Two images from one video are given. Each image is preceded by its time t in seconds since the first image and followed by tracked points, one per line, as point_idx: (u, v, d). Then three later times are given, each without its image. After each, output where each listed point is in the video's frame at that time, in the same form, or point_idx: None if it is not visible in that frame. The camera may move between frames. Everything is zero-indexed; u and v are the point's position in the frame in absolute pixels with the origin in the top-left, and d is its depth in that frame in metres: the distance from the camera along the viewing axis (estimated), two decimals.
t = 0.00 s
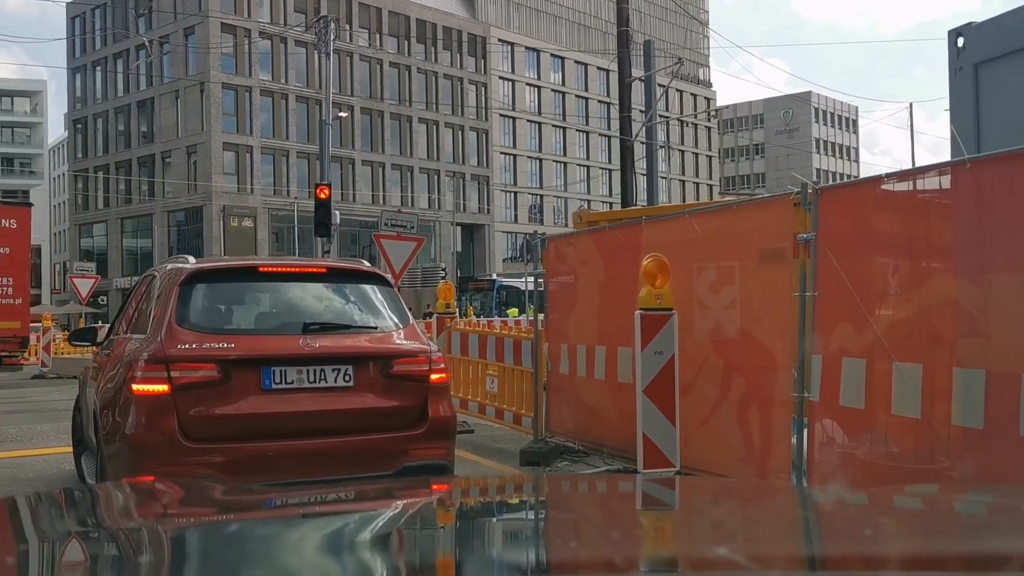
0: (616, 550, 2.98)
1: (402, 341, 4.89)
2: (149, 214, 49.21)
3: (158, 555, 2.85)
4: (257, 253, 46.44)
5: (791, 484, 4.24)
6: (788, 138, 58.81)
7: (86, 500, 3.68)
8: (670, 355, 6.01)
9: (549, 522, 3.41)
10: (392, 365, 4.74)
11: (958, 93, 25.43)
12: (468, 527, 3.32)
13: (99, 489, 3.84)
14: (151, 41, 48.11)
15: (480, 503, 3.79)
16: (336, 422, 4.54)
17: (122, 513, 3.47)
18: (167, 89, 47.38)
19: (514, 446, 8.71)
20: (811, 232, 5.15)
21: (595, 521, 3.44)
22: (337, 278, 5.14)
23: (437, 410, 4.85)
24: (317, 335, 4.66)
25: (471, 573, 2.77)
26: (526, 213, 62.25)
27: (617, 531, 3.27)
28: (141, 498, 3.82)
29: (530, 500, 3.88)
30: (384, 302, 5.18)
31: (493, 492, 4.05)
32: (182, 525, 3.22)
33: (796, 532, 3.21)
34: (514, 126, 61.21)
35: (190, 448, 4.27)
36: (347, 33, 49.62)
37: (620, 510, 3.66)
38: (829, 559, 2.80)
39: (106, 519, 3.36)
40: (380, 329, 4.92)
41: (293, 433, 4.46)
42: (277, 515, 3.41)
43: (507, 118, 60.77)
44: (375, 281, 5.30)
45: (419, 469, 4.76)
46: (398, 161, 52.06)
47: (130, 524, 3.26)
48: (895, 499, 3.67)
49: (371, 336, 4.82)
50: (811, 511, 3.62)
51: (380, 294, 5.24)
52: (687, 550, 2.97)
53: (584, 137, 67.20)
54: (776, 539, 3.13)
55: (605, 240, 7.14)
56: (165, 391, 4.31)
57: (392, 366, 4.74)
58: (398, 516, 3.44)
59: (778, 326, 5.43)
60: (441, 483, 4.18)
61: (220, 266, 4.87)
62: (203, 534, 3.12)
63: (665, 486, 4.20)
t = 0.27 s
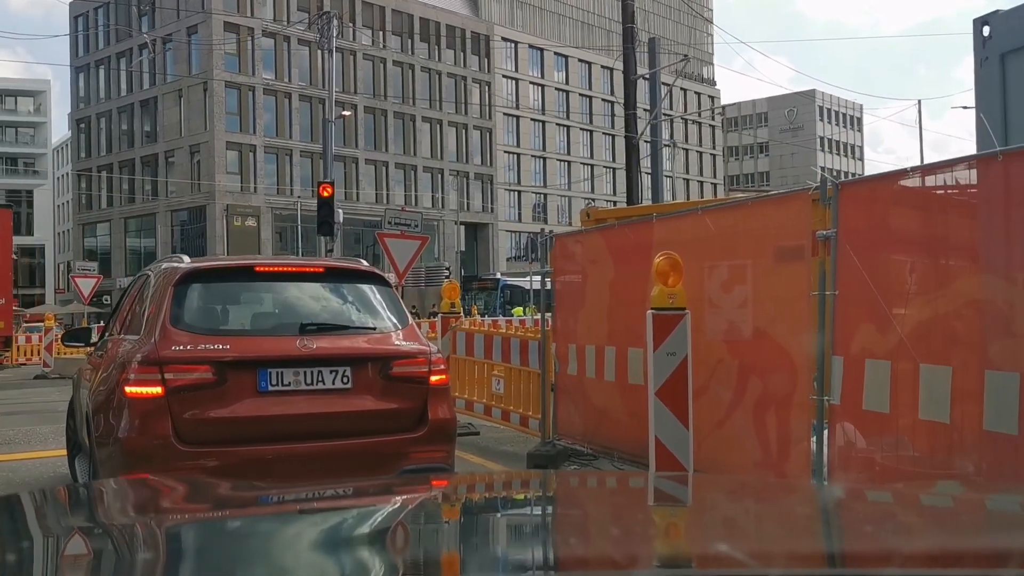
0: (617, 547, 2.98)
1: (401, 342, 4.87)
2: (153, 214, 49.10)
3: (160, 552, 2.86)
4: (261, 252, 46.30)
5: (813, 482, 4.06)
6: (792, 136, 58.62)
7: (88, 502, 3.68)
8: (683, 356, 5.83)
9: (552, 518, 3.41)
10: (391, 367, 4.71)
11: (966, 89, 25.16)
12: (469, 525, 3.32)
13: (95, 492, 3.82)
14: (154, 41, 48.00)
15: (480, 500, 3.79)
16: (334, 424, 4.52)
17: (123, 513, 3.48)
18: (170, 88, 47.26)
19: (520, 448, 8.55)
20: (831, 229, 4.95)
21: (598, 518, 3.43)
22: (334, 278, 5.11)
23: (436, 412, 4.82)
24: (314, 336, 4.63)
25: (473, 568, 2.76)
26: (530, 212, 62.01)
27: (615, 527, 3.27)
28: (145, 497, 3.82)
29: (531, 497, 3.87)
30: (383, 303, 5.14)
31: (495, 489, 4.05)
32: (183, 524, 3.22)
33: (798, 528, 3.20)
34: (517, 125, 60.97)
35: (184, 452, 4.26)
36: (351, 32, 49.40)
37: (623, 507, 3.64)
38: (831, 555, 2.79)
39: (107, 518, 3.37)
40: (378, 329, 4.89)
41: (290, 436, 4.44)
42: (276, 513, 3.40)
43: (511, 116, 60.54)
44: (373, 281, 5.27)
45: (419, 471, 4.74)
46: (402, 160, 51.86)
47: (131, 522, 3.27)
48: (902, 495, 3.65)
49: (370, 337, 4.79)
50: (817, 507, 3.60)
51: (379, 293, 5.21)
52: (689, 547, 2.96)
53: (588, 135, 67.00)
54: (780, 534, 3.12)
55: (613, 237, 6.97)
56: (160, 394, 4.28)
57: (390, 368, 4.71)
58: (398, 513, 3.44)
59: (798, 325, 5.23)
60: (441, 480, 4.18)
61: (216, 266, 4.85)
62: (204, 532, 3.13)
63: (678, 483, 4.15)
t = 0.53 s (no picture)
0: (622, 549, 2.92)
1: (400, 343, 4.78)
2: (155, 212, 48.97)
3: (158, 553, 2.81)
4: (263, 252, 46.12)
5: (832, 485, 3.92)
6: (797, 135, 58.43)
7: (83, 503, 3.62)
8: (695, 358, 5.67)
9: (557, 519, 3.34)
10: (389, 368, 4.62)
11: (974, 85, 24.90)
12: (471, 526, 3.26)
13: (86, 494, 3.73)
14: (157, 39, 47.83)
15: (483, 500, 3.73)
16: (332, 425, 4.43)
17: (119, 513, 3.42)
18: (173, 87, 47.12)
19: (527, 451, 8.38)
20: (851, 227, 4.77)
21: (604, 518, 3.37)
22: (330, 277, 5.02)
23: (435, 413, 4.74)
24: (312, 336, 4.54)
25: (477, 568, 2.74)
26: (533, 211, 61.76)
27: (619, 528, 3.22)
28: (143, 497, 3.75)
29: (533, 497, 3.81)
30: (381, 302, 5.06)
31: (496, 489, 4.00)
32: (179, 524, 3.16)
33: (809, 529, 3.13)
34: (520, 124, 60.69)
35: (178, 455, 4.16)
36: (353, 30, 49.17)
37: (630, 508, 3.57)
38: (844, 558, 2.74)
39: (104, 519, 3.31)
40: (376, 330, 4.80)
41: (287, 438, 4.35)
42: (273, 514, 3.34)
43: (514, 115, 60.30)
44: (371, 280, 5.18)
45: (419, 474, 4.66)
46: (405, 159, 51.66)
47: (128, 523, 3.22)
48: (916, 495, 3.57)
49: (368, 336, 4.70)
50: (829, 507, 3.52)
51: (376, 293, 5.13)
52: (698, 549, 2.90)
53: (592, 134, 66.76)
54: (791, 535, 3.05)
55: (621, 234, 6.80)
56: (152, 396, 4.19)
57: (389, 368, 4.62)
58: (398, 514, 3.38)
59: (816, 326, 5.06)
60: (443, 480, 4.11)
61: (210, 264, 4.75)
62: (202, 533, 3.06)
63: (689, 483, 4.06)
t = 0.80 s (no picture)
0: (637, 548, 2.78)
1: (400, 343, 4.63)
2: (159, 211, 48.92)
3: (153, 554, 2.67)
4: (266, 251, 46.03)
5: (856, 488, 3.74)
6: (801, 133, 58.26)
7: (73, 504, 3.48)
8: (709, 357, 5.49)
9: (565, 519, 3.19)
10: (389, 369, 4.47)
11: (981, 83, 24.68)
12: (476, 526, 3.10)
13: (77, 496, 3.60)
14: (160, 38, 47.77)
15: (486, 501, 3.59)
16: (330, 427, 4.27)
17: (111, 514, 3.27)
18: (176, 86, 47.05)
19: (533, 453, 8.19)
20: (873, 223, 4.57)
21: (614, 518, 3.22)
22: (329, 276, 4.88)
23: (436, 416, 4.60)
24: (310, 337, 4.40)
25: (481, 568, 2.61)
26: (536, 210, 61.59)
27: (622, 528, 3.07)
28: (139, 499, 3.59)
29: (539, 497, 3.66)
30: (382, 302, 4.91)
31: (499, 490, 3.85)
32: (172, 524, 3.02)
33: (818, 529, 2.97)
34: (524, 123, 60.52)
35: (173, 459, 4.02)
36: (356, 28, 49.03)
37: (641, 508, 3.41)
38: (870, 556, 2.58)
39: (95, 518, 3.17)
40: (376, 330, 4.66)
41: (285, 440, 4.19)
42: (269, 513, 3.19)
43: (517, 114, 60.12)
44: (371, 279, 5.03)
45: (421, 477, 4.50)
46: (408, 158, 51.53)
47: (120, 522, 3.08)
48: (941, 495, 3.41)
49: (368, 337, 4.55)
50: (850, 506, 3.37)
51: (377, 293, 4.97)
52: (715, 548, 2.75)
53: (595, 133, 66.57)
54: (812, 533, 2.90)
55: (632, 231, 6.62)
56: (146, 399, 4.05)
57: (389, 369, 4.47)
58: (400, 513, 3.23)
59: (834, 325, 4.88)
60: (445, 482, 3.97)
61: (205, 263, 4.61)
62: (195, 533, 2.92)
63: (703, 484, 3.90)
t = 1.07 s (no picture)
0: (642, 550, 2.81)
1: (401, 344, 4.49)
2: (161, 210, 48.79)
3: (152, 555, 2.68)
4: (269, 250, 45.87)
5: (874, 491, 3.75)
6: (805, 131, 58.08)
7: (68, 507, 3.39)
8: (723, 359, 5.32)
9: (575, 522, 3.21)
10: (389, 370, 4.34)
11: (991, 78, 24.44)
12: (483, 528, 3.13)
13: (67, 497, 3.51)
14: (163, 36, 47.61)
15: (491, 505, 3.59)
16: (331, 429, 4.16)
17: (107, 516, 3.21)
18: (178, 85, 46.89)
19: (540, 455, 8.01)
20: (895, 219, 4.40)
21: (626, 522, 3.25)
22: (328, 275, 4.75)
23: (438, 418, 4.46)
24: (308, 337, 4.27)
25: (484, 567, 2.63)
26: (540, 208, 61.37)
27: (625, 531, 3.10)
28: (135, 502, 3.49)
29: (545, 501, 3.67)
30: (382, 301, 4.78)
31: (503, 494, 3.81)
32: (167, 527, 3.00)
33: (826, 532, 2.99)
34: (527, 121, 60.31)
35: (166, 464, 3.89)
36: (359, 26, 48.83)
37: (654, 512, 3.45)
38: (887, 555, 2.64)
39: (92, 519, 3.15)
40: (376, 330, 4.52)
41: (284, 444, 4.07)
42: (265, 516, 3.16)
43: (520, 112, 59.87)
44: (371, 278, 4.89)
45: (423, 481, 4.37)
46: (411, 157, 51.35)
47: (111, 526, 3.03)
48: (957, 497, 3.41)
49: (368, 338, 4.42)
50: (871, 506, 3.40)
51: (376, 291, 4.84)
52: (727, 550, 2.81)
53: (599, 131, 66.32)
54: (827, 536, 2.93)
55: (641, 228, 6.44)
56: (139, 401, 3.92)
57: (389, 370, 4.34)
58: (402, 516, 3.22)
59: (853, 325, 4.72)
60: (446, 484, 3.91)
61: (201, 261, 4.47)
62: (189, 538, 2.89)
63: (717, 486, 3.95)
